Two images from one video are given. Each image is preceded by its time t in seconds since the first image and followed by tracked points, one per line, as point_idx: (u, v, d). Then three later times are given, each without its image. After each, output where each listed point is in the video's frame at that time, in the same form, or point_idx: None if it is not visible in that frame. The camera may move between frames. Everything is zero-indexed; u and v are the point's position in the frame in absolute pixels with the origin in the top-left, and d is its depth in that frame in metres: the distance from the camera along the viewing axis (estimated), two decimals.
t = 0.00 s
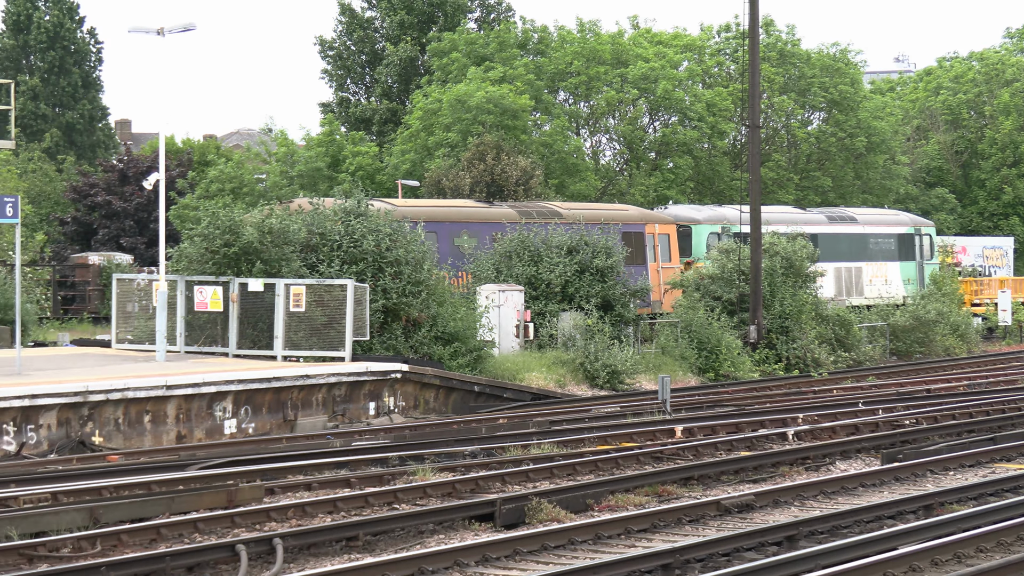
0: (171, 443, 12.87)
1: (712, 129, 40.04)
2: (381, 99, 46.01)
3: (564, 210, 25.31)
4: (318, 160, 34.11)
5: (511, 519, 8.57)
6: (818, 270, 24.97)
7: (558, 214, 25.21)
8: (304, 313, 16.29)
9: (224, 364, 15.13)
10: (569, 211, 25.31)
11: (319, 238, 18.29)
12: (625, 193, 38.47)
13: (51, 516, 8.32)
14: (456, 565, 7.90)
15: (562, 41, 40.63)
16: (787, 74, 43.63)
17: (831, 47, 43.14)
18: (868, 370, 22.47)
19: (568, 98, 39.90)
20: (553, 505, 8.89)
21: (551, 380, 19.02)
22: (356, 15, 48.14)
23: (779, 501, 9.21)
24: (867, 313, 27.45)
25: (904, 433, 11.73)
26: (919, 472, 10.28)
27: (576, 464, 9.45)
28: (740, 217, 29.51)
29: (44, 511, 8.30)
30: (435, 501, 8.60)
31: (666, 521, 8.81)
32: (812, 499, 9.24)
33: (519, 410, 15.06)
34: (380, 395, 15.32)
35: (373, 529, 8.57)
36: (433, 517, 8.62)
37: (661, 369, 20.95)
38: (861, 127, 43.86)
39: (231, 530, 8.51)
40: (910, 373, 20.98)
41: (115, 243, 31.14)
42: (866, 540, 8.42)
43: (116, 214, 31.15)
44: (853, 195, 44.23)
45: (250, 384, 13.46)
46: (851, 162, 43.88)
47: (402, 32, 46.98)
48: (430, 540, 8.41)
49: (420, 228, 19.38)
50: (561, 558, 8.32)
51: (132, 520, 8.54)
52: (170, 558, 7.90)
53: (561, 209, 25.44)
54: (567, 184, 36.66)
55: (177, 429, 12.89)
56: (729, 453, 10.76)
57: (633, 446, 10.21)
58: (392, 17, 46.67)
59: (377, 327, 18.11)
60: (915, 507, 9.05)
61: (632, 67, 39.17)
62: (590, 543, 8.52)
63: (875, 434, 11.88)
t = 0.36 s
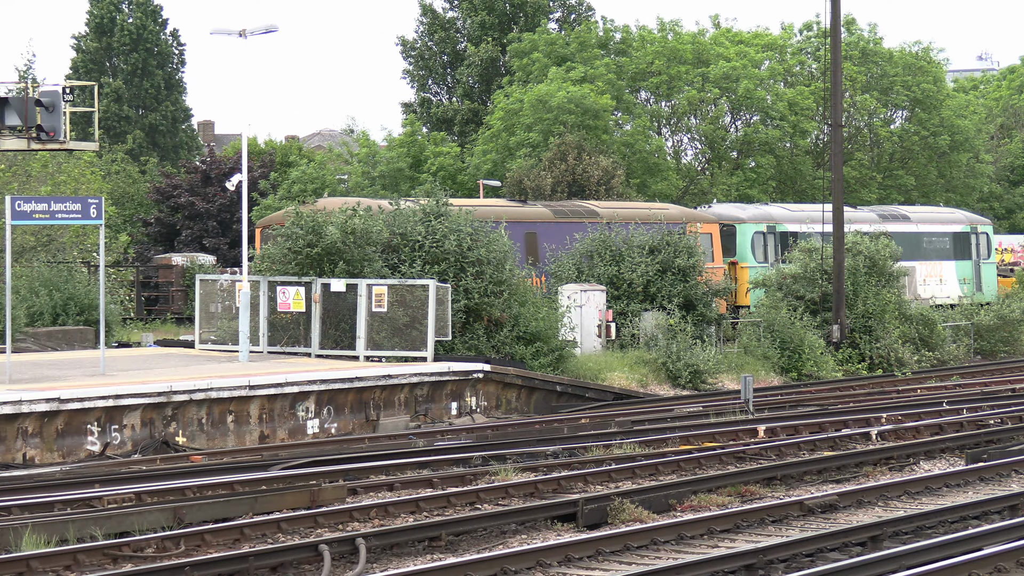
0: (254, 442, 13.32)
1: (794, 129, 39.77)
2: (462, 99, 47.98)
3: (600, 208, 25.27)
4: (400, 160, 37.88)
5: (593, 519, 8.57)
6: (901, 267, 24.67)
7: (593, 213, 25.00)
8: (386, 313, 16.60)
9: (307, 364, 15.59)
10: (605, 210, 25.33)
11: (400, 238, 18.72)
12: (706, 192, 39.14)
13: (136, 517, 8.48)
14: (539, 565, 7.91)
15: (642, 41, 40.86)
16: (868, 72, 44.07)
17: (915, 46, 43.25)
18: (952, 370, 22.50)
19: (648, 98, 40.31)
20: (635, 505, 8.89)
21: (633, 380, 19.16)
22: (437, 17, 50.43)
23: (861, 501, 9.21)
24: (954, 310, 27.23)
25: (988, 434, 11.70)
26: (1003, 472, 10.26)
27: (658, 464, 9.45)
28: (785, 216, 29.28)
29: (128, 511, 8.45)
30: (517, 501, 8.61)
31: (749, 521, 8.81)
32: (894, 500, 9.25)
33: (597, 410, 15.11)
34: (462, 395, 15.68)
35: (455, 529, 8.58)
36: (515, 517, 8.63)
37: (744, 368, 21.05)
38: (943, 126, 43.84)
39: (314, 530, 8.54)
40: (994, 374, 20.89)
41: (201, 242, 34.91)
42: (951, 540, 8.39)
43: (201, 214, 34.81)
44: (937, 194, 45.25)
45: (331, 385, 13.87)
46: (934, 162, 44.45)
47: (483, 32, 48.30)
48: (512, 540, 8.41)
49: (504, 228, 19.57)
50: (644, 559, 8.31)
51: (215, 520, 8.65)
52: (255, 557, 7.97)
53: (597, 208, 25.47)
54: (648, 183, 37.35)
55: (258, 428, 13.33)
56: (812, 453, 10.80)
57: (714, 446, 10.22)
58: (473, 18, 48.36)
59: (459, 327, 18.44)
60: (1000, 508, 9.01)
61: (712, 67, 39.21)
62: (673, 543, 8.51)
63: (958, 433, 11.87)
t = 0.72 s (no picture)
0: (317, 440, 13.44)
1: (858, 125, 41.01)
2: (527, 97, 50.46)
3: (618, 206, 24.97)
4: (463, 158, 40.24)
5: (658, 517, 8.60)
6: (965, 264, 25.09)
7: (610, 209, 24.75)
8: (449, 311, 16.97)
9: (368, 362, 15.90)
10: (622, 208, 25.02)
11: (463, 236, 19.05)
12: (770, 189, 40.34)
13: (199, 515, 8.54)
14: (603, 562, 7.94)
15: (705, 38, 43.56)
16: (933, 68, 45.56)
17: (978, 44, 44.47)
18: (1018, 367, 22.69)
19: (713, 95, 42.74)
20: (700, 502, 8.95)
21: (697, 377, 19.43)
22: (502, 15, 52.56)
23: (926, 499, 9.28)
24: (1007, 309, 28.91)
25: None
26: None
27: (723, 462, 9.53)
28: (811, 212, 29.28)
29: (192, 509, 8.48)
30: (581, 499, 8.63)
31: (814, 519, 8.87)
32: (958, 498, 9.32)
33: (666, 409, 15.41)
34: (525, 393, 15.92)
35: (519, 526, 8.58)
36: (580, 515, 8.65)
37: (807, 365, 21.34)
38: (1009, 121, 45.11)
39: (379, 527, 8.56)
40: None
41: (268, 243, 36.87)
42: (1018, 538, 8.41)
43: (263, 212, 36.51)
44: (1001, 188, 46.30)
45: (395, 383, 13.97)
46: (998, 157, 45.53)
47: (547, 30, 50.56)
48: (576, 537, 8.42)
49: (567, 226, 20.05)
50: (708, 556, 8.32)
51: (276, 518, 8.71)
52: (319, 556, 8.02)
53: (615, 205, 25.12)
54: (711, 180, 39.62)
55: (322, 427, 13.45)
56: (877, 450, 10.95)
57: (778, 444, 10.33)
58: (537, 16, 50.64)
59: (523, 325, 18.74)
60: None
61: (775, 64, 41.33)
62: (737, 541, 8.53)
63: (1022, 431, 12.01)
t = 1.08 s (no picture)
0: (376, 439, 13.50)
1: (919, 124, 42.34)
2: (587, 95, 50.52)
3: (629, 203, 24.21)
4: (521, 157, 41.08)
5: (718, 516, 8.62)
6: None
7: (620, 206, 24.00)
8: (508, 309, 16.94)
9: (428, 360, 16.08)
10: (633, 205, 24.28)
11: (522, 234, 19.31)
12: (831, 188, 41.86)
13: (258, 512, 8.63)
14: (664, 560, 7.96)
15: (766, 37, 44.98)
16: (995, 66, 48.60)
17: None
18: None
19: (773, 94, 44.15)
20: (760, 502, 9.01)
21: (756, 376, 19.55)
22: (562, 14, 52.57)
23: (986, 500, 9.35)
24: None
25: None
26: None
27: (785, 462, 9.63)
28: (831, 211, 29.41)
29: (253, 503, 8.54)
30: (642, 497, 8.64)
31: (874, 518, 8.91)
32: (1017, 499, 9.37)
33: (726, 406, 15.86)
34: (584, 392, 15.98)
35: (578, 526, 8.58)
36: (639, 514, 8.66)
37: (868, 366, 21.42)
38: None
39: (437, 526, 8.57)
40: None
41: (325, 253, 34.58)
42: None
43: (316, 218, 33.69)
44: None
45: (456, 381, 14.04)
46: None
47: (607, 28, 50.81)
48: (635, 536, 8.43)
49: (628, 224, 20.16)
50: (768, 555, 8.30)
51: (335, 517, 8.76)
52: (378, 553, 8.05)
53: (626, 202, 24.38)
54: (772, 179, 40.63)
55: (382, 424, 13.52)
56: (939, 450, 11.06)
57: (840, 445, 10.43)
58: (597, 15, 50.77)
59: (582, 323, 18.88)
60: None
61: (837, 63, 42.33)
62: (797, 540, 8.54)
63: None
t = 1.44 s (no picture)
0: (437, 436, 14.41)
1: (982, 123, 44.88)
2: (649, 94, 52.44)
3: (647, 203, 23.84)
4: (582, 155, 40.53)
5: (779, 516, 8.69)
6: None
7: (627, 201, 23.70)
8: (569, 308, 17.88)
9: (485, 359, 16.62)
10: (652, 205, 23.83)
11: (584, 234, 20.19)
12: (893, 188, 44.23)
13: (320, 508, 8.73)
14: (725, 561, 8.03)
15: (828, 36, 47.16)
16: None
17: None
18: None
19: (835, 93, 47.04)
20: (821, 502, 9.08)
21: (818, 376, 20.34)
22: (624, 12, 53.82)
23: None
24: None
25: None
26: None
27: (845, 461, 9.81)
28: (852, 210, 29.46)
29: (314, 501, 8.61)
30: (702, 497, 8.68)
31: (935, 519, 9.01)
32: None
33: (786, 408, 16.46)
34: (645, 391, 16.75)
35: (638, 525, 8.60)
36: (700, 514, 8.72)
37: (930, 365, 22.20)
38: None
39: (499, 524, 8.59)
40: None
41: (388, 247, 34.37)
42: None
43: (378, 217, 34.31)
44: None
45: (515, 381, 14.88)
46: None
47: (669, 27, 52.42)
48: (696, 535, 8.47)
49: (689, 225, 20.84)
50: (829, 556, 8.33)
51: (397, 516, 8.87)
52: (439, 554, 8.11)
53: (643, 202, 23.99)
54: (833, 178, 42.23)
55: (440, 424, 14.32)
56: (1001, 449, 11.17)
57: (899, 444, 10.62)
58: (659, 14, 52.30)
59: (644, 323, 19.95)
60: None
61: (899, 63, 44.85)
62: (858, 540, 8.59)
63: None
